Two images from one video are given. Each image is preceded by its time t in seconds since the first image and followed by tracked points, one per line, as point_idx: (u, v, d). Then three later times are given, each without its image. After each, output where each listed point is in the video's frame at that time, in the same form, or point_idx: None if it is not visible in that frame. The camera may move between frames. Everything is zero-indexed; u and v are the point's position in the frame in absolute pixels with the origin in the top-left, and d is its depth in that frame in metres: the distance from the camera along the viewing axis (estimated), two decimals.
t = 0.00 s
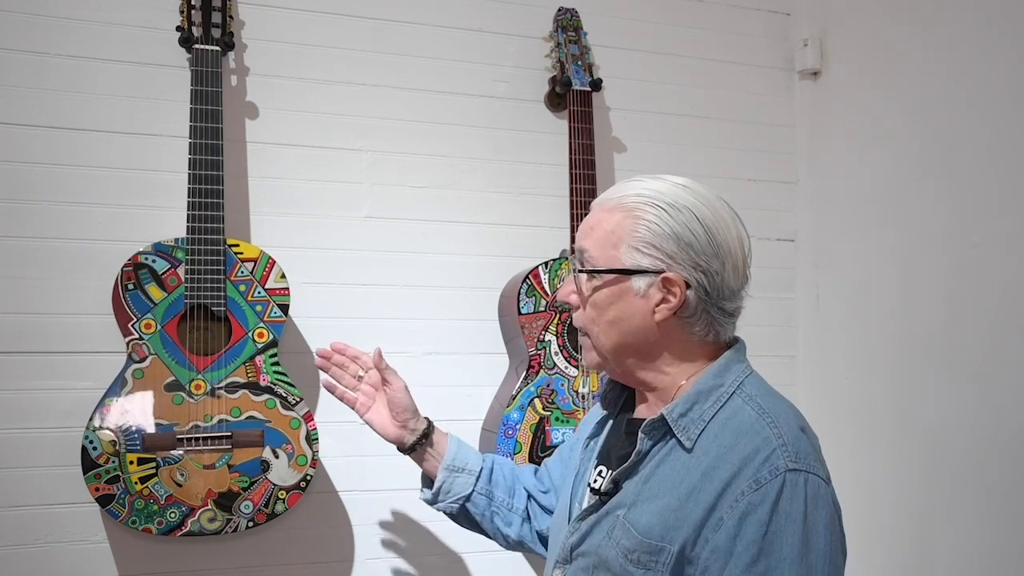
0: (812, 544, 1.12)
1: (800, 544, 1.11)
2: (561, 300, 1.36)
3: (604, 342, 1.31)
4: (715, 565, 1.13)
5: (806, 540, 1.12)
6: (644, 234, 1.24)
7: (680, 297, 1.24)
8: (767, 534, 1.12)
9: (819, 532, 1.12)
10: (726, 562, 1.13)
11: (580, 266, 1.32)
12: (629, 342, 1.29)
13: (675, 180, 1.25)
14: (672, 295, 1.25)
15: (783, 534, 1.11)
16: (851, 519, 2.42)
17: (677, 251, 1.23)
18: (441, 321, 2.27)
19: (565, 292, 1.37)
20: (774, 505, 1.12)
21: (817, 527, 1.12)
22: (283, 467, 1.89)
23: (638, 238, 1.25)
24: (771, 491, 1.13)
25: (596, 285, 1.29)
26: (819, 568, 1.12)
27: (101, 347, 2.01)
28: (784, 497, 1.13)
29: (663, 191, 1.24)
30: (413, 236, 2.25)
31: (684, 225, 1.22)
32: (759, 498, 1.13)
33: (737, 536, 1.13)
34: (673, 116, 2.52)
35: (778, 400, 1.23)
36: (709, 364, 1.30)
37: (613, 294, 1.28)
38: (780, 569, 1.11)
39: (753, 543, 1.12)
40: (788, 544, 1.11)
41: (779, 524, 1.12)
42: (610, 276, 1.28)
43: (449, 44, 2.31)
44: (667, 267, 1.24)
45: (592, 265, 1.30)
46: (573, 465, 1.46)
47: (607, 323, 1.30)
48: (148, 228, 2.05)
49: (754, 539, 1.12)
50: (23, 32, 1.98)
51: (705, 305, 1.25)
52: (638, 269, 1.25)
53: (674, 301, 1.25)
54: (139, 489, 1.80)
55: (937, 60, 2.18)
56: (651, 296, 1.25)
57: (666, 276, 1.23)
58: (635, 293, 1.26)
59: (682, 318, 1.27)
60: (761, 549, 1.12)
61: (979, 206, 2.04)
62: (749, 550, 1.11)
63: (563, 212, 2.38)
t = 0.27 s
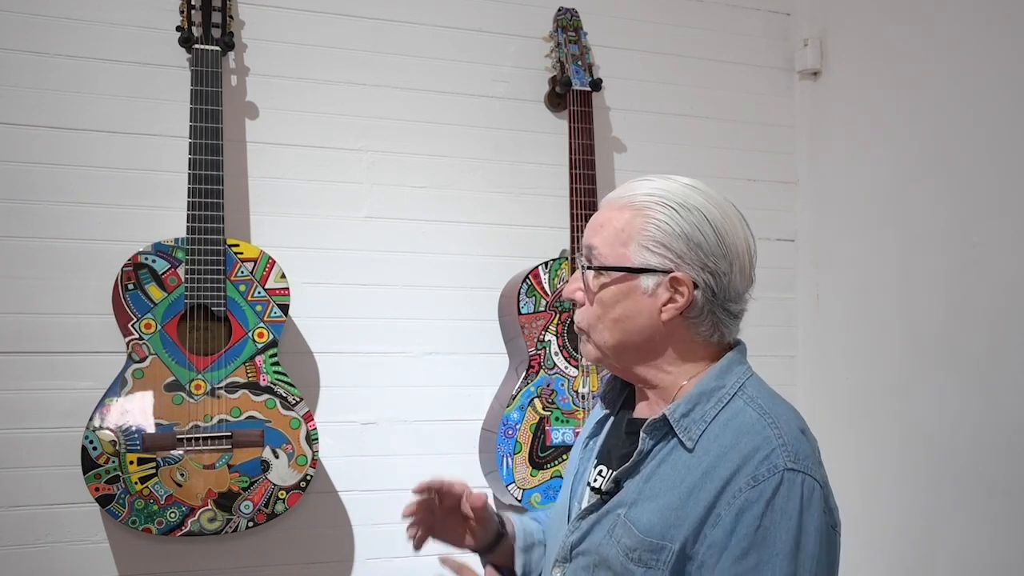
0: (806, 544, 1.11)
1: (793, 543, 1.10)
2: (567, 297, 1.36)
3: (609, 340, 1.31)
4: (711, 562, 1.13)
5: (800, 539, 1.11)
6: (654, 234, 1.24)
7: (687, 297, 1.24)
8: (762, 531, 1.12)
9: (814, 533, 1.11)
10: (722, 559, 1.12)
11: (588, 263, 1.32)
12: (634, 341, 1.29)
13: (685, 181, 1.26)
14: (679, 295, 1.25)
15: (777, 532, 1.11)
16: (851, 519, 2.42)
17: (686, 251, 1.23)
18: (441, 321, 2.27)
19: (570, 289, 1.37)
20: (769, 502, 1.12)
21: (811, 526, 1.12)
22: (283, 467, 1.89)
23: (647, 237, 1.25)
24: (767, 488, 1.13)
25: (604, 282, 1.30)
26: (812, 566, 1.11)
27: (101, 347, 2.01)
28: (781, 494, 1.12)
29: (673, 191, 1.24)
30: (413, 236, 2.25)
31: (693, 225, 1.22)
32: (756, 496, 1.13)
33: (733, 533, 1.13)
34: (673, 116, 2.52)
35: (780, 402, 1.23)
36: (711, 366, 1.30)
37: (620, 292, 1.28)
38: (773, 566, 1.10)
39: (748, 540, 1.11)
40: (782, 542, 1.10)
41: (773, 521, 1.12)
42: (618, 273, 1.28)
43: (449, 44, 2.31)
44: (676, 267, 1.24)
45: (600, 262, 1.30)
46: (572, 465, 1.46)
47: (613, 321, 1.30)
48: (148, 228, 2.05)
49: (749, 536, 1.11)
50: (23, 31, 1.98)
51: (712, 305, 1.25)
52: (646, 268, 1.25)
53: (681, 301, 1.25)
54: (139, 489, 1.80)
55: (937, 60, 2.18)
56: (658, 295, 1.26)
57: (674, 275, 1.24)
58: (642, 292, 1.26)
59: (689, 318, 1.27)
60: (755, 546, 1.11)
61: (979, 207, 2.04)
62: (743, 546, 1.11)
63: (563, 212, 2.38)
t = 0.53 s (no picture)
0: (796, 540, 1.11)
1: (782, 538, 1.10)
2: (569, 296, 1.36)
3: (612, 338, 1.31)
4: (702, 558, 1.13)
5: (790, 535, 1.11)
6: (658, 233, 1.24)
7: (690, 295, 1.24)
8: (753, 527, 1.12)
9: (804, 529, 1.11)
10: (713, 555, 1.12)
11: (592, 260, 1.32)
12: (637, 339, 1.29)
13: (689, 181, 1.26)
14: (682, 294, 1.25)
15: (768, 527, 1.11)
16: (851, 519, 2.42)
17: (690, 251, 1.23)
18: (441, 321, 2.27)
19: (573, 286, 1.37)
20: (762, 498, 1.12)
21: (801, 522, 1.11)
22: (283, 467, 1.89)
23: (651, 236, 1.25)
24: (760, 484, 1.12)
25: (607, 280, 1.30)
26: (800, 563, 1.11)
27: (101, 347, 2.01)
28: (773, 490, 1.12)
29: (678, 191, 1.24)
30: (412, 236, 2.25)
31: (697, 225, 1.22)
32: (748, 491, 1.12)
33: (725, 529, 1.12)
34: (673, 116, 2.52)
35: (777, 401, 1.23)
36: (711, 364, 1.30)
37: (623, 290, 1.28)
38: (762, 561, 1.10)
39: (739, 536, 1.11)
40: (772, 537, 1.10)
41: (764, 517, 1.11)
42: (621, 271, 1.28)
43: (449, 44, 2.31)
44: (679, 266, 1.24)
45: (604, 260, 1.30)
46: (574, 465, 1.47)
47: (616, 319, 1.30)
48: (148, 228, 2.05)
49: (740, 532, 1.11)
50: (23, 32, 1.98)
51: (714, 305, 1.25)
52: (650, 267, 1.25)
53: (683, 300, 1.25)
54: (139, 488, 1.80)
55: (937, 60, 2.18)
56: (661, 294, 1.25)
57: (677, 274, 1.23)
58: (645, 290, 1.26)
59: (691, 317, 1.27)
60: (746, 541, 1.11)
61: (979, 207, 2.04)
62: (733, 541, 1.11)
63: (563, 212, 2.38)
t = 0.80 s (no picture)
0: (795, 539, 1.11)
1: (781, 538, 1.10)
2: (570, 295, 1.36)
3: (614, 338, 1.31)
4: (702, 557, 1.13)
5: (789, 535, 1.11)
6: (658, 232, 1.24)
7: (691, 295, 1.24)
8: (753, 526, 1.12)
9: (803, 528, 1.12)
10: (713, 554, 1.12)
11: (592, 261, 1.32)
12: (638, 338, 1.29)
13: (690, 180, 1.26)
14: (683, 293, 1.25)
15: (767, 526, 1.11)
16: (851, 519, 2.42)
17: (691, 249, 1.23)
18: (441, 321, 2.27)
19: (573, 287, 1.37)
20: (762, 498, 1.12)
21: (801, 522, 1.12)
22: (283, 467, 1.89)
23: (653, 235, 1.25)
24: (760, 484, 1.13)
25: (608, 280, 1.29)
26: (799, 562, 1.11)
27: (101, 347, 2.01)
28: (773, 490, 1.12)
29: (678, 190, 1.24)
30: (412, 236, 2.25)
31: (698, 224, 1.22)
32: (748, 491, 1.13)
33: (725, 528, 1.13)
34: (673, 116, 2.52)
35: (778, 401, 1.23)
36: (713, 364, 1.30)
37: (624, 290, 1.28)
38: (761, 561, 1.10)
39: (739, 535, 1.11)
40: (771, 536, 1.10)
41: (764, 516, 1.11)
42: (622, 271, 1.28)
43: (449, 44, 2.31)
44: (680, 265, 1.24)
45: (605, 260, 1.29)
46: (576, 466, 1.46)
47: (617, 319, 1.30)
48: (148, 228, 2.05)
49: (740, 531, 1.11)
50: (23, 31, 1.98)
51: (715, 304, 1.25)
52: (651, 266, 1.25)
53: (685, 299, 1.25)
54: (139, 489, 1.80)
55: (937, 60, 2.18)
56: (662, 293, 1.25)
57: (678, 273, 1.23)
58: (646, 290, 1.26)
59: (692, 316, 1.27)
60: (745, 541, 1.11)
61: (979, 207, 2.05)
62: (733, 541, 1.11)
63: (563, 212, 2.38)
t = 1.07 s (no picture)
0: (798, 539, 1.12)
1: (785, 537, 1.10)
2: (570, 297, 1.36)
3: (613, 339, 1.31)
4: (706, 557, 1.13)
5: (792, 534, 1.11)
6: (657, 233, 1.24)
7: (690, 296, 1.24)
8: (756, 525, 1.12)
9: (806, 528, 1.12)
10: (717, 554, 1.12)
11: (591, 263, 1.32)
12: (638, 340, 1.29)
13: (688, 181, 1.26)
14: (682, 294, 1.25)
15: (771, 526, 1.11)
16: (851, 519, 2.42)
17: (690, 251, 1.23)
18: (441, 321, 2.27)
19: (573, 289, 1.37)
20: (765, 497, 1.12)
21: (804, 522, 1.12)
22: (284, 467, 1.89)
23: (651, 237, 1.25)
24: (763, 483, 1.13)
25: (607, 282, 1.30)
26: (803, 561, 1.11)
27: (101, 347, 2.01)
28: (776, 489, 1.12)
29: (677, 191, 1.24)
30: (412, 236, 2.25)
31: (697, 225, 1.22)
32: (752, 490, 1.13)
33: (728, 528, 1.13)
34: (673, 116, 2.52)
35: (780, 400, 1.23)
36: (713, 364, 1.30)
37: (623, 291, 1.28)
38: (765, 560, 1.10)
39: (743, 535, 1.11)
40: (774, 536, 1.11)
41: (767, 515, 1.12)
42: (621, 272, 1.28)
43: (449, 44, 2.31)
44: (679, 267, 1.24)
45: (603, 262, 1.29)
46: (576, 466, 1.46)
47: (617, 320, 1.30)
48: (148, 228, 2.05)
49: (743, 531, 1.11)
50: (23, 31, 1.98)
51: (715, 304, 1.25)
52: (650, 267, 1.25)
53: (684, 300, 1.25)
54: (139, 489, 1.80)
55: (937, 60, 2.18)
56: (661, 294, 1.26)
57: (677, 275, 1.23)
58: (645, 291, 1.26)
59: (692, 317, 1.27)
60: (749, 540, 1.11)
61: (979, 207, 2.05)
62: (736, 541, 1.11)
63: (563, 212, 2.38)
